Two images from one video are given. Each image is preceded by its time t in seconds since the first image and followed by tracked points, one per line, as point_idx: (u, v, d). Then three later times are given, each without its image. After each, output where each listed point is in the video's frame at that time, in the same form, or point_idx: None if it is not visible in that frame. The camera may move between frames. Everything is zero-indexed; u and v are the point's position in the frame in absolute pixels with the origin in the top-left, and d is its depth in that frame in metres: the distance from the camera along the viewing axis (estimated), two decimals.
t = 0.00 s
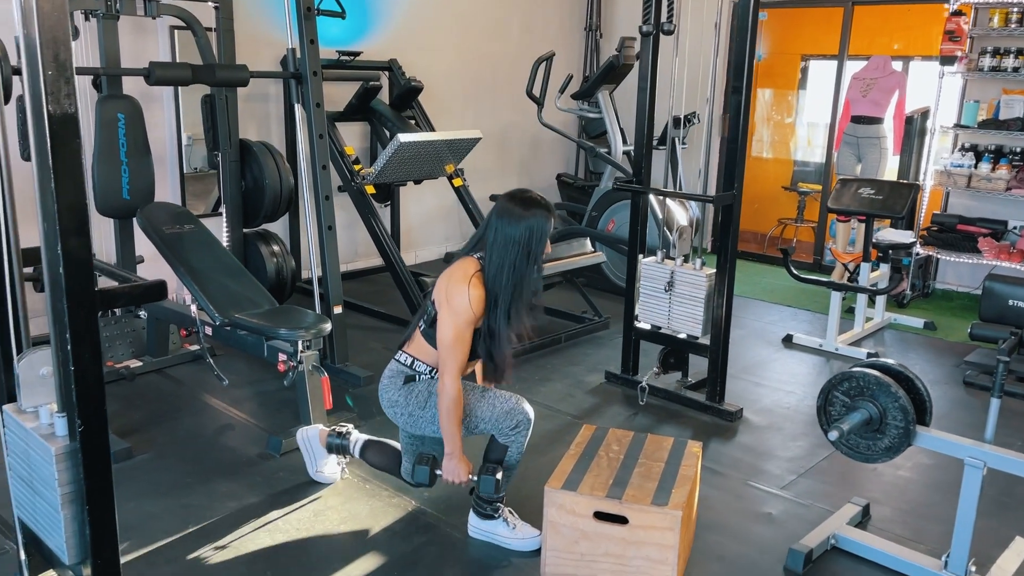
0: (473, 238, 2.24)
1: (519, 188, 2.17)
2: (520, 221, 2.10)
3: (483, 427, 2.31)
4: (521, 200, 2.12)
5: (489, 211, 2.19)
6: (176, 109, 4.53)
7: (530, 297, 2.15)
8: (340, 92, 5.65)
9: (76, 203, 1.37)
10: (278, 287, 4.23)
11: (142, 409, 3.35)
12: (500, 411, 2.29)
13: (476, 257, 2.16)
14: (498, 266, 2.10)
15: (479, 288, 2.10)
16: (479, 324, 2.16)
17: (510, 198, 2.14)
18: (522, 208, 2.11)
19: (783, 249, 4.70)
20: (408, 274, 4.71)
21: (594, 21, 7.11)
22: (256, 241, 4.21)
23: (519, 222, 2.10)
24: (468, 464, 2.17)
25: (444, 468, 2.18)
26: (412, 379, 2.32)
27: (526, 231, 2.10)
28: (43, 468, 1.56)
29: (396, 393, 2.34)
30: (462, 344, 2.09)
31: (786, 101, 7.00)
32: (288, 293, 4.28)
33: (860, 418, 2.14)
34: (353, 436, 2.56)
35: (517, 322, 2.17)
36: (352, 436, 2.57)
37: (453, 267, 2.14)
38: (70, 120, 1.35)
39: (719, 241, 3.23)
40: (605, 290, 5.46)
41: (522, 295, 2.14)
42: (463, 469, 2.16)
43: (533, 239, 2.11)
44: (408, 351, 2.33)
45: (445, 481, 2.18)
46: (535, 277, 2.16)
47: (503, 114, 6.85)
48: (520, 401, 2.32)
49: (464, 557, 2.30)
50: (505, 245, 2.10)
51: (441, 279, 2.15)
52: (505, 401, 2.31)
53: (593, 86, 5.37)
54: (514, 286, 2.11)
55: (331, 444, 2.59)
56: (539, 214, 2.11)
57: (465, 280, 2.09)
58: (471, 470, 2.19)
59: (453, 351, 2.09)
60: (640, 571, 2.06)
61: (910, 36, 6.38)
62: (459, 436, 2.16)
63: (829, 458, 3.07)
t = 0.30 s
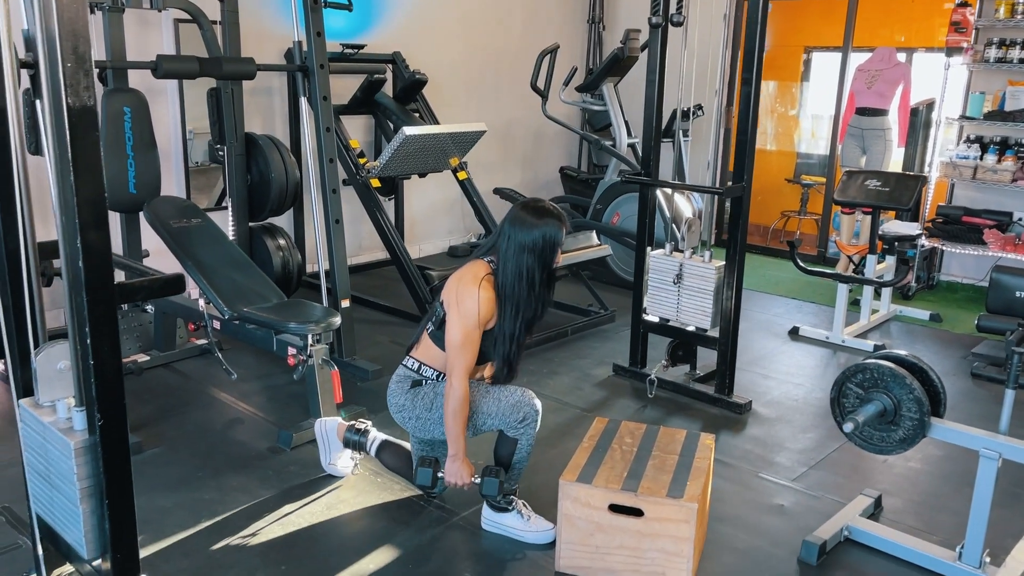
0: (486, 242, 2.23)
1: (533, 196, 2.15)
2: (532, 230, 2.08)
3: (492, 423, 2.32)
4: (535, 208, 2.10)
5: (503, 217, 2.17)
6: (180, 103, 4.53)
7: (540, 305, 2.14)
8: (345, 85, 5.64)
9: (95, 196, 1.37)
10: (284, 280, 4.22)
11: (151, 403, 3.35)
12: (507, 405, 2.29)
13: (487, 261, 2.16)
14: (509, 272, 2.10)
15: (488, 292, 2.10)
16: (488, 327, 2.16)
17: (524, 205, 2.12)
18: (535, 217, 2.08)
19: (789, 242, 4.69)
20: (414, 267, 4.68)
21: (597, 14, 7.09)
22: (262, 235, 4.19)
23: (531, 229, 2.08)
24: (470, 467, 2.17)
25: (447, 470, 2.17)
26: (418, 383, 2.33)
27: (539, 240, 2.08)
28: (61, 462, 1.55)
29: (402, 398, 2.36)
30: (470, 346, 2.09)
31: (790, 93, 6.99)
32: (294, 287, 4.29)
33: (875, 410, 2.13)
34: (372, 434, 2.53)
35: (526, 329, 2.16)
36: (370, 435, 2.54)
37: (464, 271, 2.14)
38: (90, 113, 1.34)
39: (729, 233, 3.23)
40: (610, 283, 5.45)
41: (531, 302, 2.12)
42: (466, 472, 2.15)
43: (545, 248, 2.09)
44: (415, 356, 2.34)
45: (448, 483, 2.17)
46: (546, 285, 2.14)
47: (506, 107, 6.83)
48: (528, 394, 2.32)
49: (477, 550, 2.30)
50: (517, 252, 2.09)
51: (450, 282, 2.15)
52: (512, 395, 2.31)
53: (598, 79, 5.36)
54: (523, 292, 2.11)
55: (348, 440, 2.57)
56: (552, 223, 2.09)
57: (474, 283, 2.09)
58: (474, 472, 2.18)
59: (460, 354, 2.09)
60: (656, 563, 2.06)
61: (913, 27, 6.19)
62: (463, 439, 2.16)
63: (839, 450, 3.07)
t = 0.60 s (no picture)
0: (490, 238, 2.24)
1: (538, 190, 2.16)
2: (538, 223, 2.09)
3: (500, 419, 2.31)
4: (540, 202, 2.11)
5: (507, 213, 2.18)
6: (182, 99, 4.52)
7: (545, 299, 2.14)
8: (346, 81, 5.63)
9: (108, 194, 1.37)
10: (288, 276, 4.23)
11: (157, 400, 3.35)
12: (515, 401, 2.28)
13: (492, 257, 2.16)
14: (515, 266, 2.11)
15: (494, 287, 2.10)
16: (494, 322, 2.16)
17: (529, 200, 2.13)
18: (541, 210, 2.10)
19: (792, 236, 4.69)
20: (416, 263, 4.68)
21: (597, 8, 7.07)
22: (264, 231, 4.18)
23: (537, 223, 2.09)
24: (473, 462, 2.13)
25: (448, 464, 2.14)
26: (425, 379, 2.33)
27: (545, 233, 2.09)
28: (74, 460, 1.55)
29: (409, 394, 2.35)
30: (476, 342, 2.08)
31: (790, 88, 6.97)
32: (297, 283, 4.29)
33: (882, 404, 2.14)
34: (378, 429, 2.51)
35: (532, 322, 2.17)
36: (376, 430, 2.52)
37: (469, 266, 2.15)
38: (102, 110, 1.34)
39: (733, 228, 3.23)
40: (612, 279, 5.45)
41: (537, 296, 2.13)
42: (468, 467, 2.12)
43: (551, 241, 2.10)
44: (420, 353, 2.34)
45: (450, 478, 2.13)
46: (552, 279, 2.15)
47: (507, 103, 6.82)
48: (536, 390, 2.31)
49: (485, 545, 2.31)
50: (522, 246, 2.10)
51: (456, 278, 2.15)
52: (520, 391, 2.30)
53: (599, 74, 5.35)
54: (528, 286, 2.11)
55: (354, 436, 2.55)
56: (557, 217, 2.10)
57: (481, 279, 2.09)
58: (477, 467, 2.14)
59: (466, 349, 2.09)
60: (665, 558, 2.07)
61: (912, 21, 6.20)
62: (467, 433, 2.14)
63: (844, 444, 3.07)
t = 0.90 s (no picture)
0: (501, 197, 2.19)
1: (549, 145, 2.12)
2: (553, 179, 2.05)
3: (501, 404, 2.28)
4: (553, 158, 2.07)
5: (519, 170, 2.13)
6: (181, 99, 4.52)
7: (558, 258, 2.11)
8: (345, 80, 5.63)
9: (113, 194, 1.37)
10: (288, 275, 4.23)
11: (157, 400, 3.35)
12: (520, 392, 2.26)
13: (506, 216, 2.11)
14: (530, 225, 2.06)
15: (510, 248, 2.04)
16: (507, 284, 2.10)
17: (541, 155, 2.09)
18: (554, 166, 2.06)
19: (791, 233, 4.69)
20: (416, 262, 4.67)
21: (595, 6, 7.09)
22: (264, 230, 4.18)
23: (551, 179, 2.05)
24: (485, 423, 2.13)
25: (460, 426, 2.14)
26: (434, 343, 2.26)
27: (560, 190, 2.05)
28: (79, 460, 1.55)
29: (416, 355, 2.29)
30: (488, 304, 2.03)
31: (788, 85, 7.00)
32: (297, 282, 4.29)
33: (884, 400, 2.15)
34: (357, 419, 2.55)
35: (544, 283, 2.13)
36: (359, 418, 2.55)
37: (483, 225, 2.09)
38: (107, 110, 1.34)
39: (733, 225, 3.23)
40: (612, 276, 5.46)
41: (550, 255, 2.09)
42: (480, 428, 2.12)
43: (566, 198, 2.06)
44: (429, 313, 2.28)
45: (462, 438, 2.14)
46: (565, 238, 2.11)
47: (505, 102, 6.82)
48: (539, 385, 2.31)
49: (488, 543, 2.31)
50: (537, 204, 2.06)
51: (469, 239, 2.09)
52: (526, 383, 2.29)
53: (597, 72, 5.35)
54: (543, 243, 2.07)
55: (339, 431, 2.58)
56: (571, 172, 2.06)
57: (494, 239, 2.04)
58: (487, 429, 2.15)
59: (478, 311, 2.03)
60: (668, 555, 2.07)
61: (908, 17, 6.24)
62: (477, 395, 2.12)
63: (845, 440, 3.08)
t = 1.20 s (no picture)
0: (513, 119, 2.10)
1: (552, 52, 2.02)
2: (561, 89, 1.96)
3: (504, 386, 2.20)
4: (560, 67, 1.97)
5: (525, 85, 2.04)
6: (178, 102, 4.53)
7: (579, 172, 2.02)
8: (341, 82, 5.63)
9: (113, 199, 1.37)
10: (285, 277, 4.23)
11: (156, 403, 3.35)
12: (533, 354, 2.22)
13: (519, 137, 2.03)
14: (545, 143, 1.98)
15: (526, 170, 1.97)
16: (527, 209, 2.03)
17: (546, 65, 1.99)
18: (561, 75, 1.97)
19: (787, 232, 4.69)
20: (414, 263, 4.67)
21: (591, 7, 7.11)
22: (262, 232, 4.18)
23: (559, 88, 1.96)
24: (502, 360, 2.08)
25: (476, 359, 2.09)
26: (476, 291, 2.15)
27: (571, 100, 1.97)
28: (79, 463, 1.55)
29: (456, 296, 2.18)
30: (507, 230, 1.96)
31: (784, 85, 7.02)
32: (295, 284, 4.29)
33: (882, 399, 2.16)
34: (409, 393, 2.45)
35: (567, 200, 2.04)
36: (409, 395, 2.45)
37: (499, 150, 2.02)
38: (106, 115, 1.34)
39: (731, 225, 3.24)
40: (610, 277, 5.47)
41: (571, 170, 2.00)
42: (497, 362, 2.07)
43: (578, 109, 1.97)
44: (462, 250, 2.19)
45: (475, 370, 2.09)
46: (583, 150, 2.02)
47: (502, 103, 6.83)
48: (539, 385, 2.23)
49: (488, 544, 2.31)
50: (549, 120, 1.97)
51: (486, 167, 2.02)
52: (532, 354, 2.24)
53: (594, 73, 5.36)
54: (558, 159, 1.98)
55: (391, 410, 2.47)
56: (579, 78, 1.97)
57: (508, 161, 1.97)
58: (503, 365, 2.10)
59: (498, 239, 1.96)
60: (668, 555, 2.08)
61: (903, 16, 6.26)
62: (497, 330, 2.05)
63: (843, 440, 3.09)
